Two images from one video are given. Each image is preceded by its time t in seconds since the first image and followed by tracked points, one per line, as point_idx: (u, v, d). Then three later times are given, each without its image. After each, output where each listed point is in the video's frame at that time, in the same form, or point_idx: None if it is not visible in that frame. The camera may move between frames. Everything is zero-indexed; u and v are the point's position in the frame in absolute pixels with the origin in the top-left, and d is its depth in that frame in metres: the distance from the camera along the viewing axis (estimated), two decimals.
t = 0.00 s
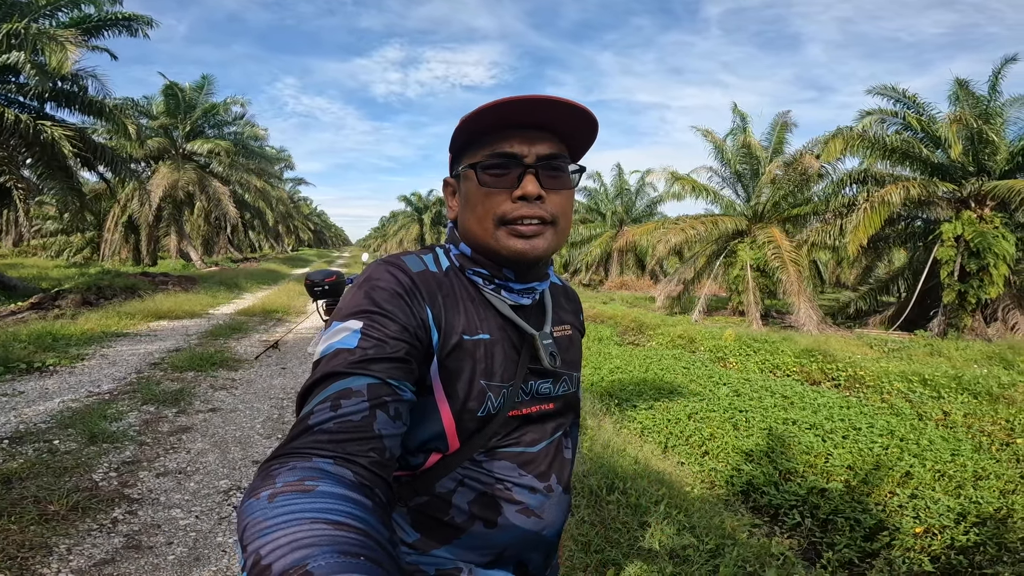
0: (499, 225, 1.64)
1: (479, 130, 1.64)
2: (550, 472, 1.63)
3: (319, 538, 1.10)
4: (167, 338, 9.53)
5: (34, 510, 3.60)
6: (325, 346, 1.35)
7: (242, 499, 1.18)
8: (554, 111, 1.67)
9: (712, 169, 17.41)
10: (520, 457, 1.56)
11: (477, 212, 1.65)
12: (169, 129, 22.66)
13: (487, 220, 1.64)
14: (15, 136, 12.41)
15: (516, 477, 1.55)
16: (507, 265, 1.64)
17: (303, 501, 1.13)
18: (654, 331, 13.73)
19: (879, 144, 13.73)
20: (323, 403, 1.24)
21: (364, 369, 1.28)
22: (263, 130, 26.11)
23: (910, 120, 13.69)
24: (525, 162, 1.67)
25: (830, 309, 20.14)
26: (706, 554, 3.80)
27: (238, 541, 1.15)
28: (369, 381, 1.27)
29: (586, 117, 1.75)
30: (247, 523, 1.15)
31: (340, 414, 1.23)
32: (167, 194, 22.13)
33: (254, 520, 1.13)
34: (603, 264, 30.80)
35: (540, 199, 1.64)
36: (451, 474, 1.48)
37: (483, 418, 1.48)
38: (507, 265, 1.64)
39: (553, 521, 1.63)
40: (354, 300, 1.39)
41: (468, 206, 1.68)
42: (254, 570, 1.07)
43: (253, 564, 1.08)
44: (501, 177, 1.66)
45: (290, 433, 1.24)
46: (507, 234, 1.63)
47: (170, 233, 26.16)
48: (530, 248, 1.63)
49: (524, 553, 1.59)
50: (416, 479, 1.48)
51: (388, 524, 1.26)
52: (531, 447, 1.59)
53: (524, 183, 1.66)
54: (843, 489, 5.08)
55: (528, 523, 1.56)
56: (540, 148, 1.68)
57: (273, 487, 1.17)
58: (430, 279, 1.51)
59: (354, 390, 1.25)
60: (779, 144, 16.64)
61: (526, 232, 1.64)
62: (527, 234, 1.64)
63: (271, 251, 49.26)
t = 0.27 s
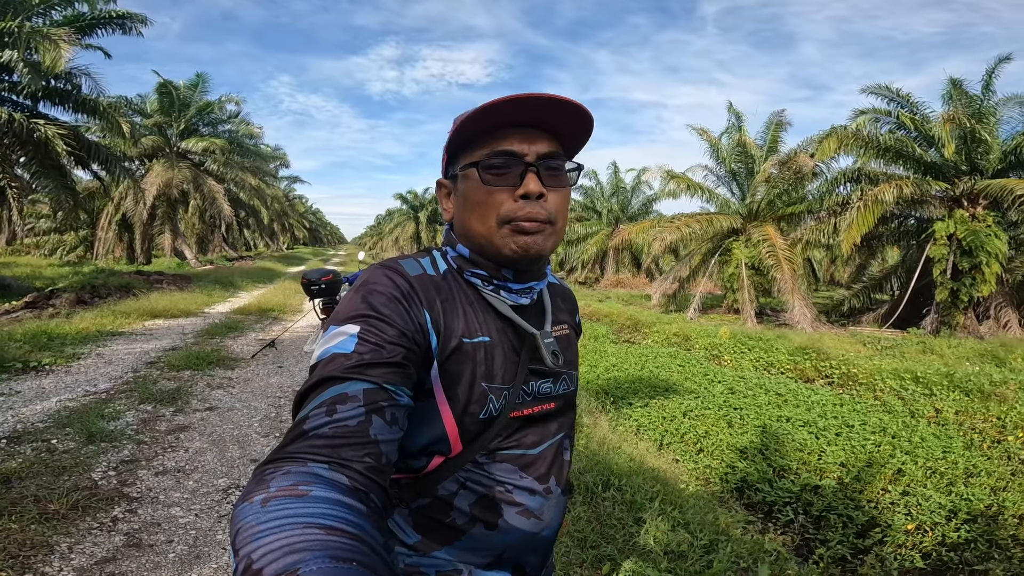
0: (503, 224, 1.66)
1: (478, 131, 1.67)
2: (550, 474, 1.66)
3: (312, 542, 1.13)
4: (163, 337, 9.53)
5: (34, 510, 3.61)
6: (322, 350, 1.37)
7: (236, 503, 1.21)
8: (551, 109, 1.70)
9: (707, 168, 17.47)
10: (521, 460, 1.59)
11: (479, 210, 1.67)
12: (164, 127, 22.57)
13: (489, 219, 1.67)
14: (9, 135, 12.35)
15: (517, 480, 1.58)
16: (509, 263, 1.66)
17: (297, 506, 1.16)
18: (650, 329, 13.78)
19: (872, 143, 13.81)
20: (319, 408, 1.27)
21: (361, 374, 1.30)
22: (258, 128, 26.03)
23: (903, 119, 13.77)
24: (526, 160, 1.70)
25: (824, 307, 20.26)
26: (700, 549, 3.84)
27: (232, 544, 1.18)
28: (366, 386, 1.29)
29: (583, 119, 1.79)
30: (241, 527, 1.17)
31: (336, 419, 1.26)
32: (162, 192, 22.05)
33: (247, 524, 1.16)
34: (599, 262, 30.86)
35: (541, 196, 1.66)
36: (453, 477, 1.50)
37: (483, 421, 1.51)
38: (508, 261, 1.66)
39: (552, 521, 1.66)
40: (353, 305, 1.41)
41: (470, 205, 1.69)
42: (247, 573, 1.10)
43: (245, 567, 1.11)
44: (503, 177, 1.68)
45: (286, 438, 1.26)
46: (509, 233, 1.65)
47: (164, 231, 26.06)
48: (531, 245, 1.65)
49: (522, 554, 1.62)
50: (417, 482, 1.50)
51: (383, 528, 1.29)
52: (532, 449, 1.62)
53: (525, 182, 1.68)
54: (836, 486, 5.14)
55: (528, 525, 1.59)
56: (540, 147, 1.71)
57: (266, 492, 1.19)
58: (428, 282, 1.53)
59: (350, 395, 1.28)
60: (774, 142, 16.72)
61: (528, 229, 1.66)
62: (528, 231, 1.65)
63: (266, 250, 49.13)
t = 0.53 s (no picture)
0: (548, 232, 1.70)
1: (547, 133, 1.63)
2: (560, 470, 1.71)
3: (315, 548, 1.16)
4: (159, 336, 9.51)
5: (38, 507, 3.62)
6: (323, 356, 1.40)
7: (239, 510, 1.24)
8: (609, 128, 1.76)
9: (702, 167, 17.56)
10: (530, 457, 1.63)
11: (530, 215, 1.67)
12: (157, 125, 22.46)
13: (540, 227, 1.68)
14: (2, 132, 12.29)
15: (529, 477, 1.62)
16: (549, 272, 1.72)
17: (299, 512, 1.20)
18: (645, 327, 13.85)
19: (865, 143, 13.92)
20: (320, 414, 1.30)
21: (362, 378, 1.33)
22: (253, 126, 25.95)
23: (896, 119, 13.88)
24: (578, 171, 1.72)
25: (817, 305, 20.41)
26: (696, 541, 3.90)
27: (236, 550, 1.21)
28: (367, 390, 1.33)
29: (624, 138, 1.89)
30: (244, 535, 1.21)
31: (337, 425, 1.29)
32: (155, 190, 21.95)
33: (249, 531, 1.19)
34: (594, 261, 30.94)
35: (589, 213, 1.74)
36: (465, 477, 1.54)
37: (493, 420, 1.54)
38: (540, 272, 1.73)
39: (564, 517, 1.71)
40: (353, 308, 1.43)
41: (520, 207, 1.66)
42: None
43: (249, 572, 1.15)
44: (556, 185, 1.69)
45: (288, 446, 1.30)
46: (555, 243, 1.70)
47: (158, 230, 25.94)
48: (571, 257, 1.74)
49: (536, 552, 1.67)
50: (430, 484, 1.54)
51: (385, 532, 1.33)
52: (541, 445, 1.67)
53: (577, 195, 1.72)
54: (829, 482, 5.21)
55: (542, 522, 1.64)
56: (591, 162, 1.76)
57: (268, 498, 1.23)
58: (430, 282, 1.56)
59: (351, 400, 1.31)
60: (768, 142, 16.82)
61: (572, 242, 1.73)
62: (571, 244, 1.73)
63: (260, 248, 48.99)
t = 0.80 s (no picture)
0: (553, 231, 1.77)
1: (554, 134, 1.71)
2: (559, 471, 1.79)
3: (308, 545, 1.22)
4: (157, 335, 9.53)
5: (48, 504, 3.67)
6: (322, 353, 1.46)
7: (235, 506, 1.30)
8: (612, 132, 1.85)
9: (696, 166, 17.68)
10: (530, 459, 1.71)
11: (536, 213, 1.73)
12: (151, 125, 22.38)
13: (546, 225, 1.75)
14: None
15: (529, 478, 1.70)
16: (552, 269, 1.79)
17: (294, 510, 1.25)
18: (640, 325, 13.95)
19: (857, 142, 14.06)
20: (317, 413, 1.37)
21: (361, 377, 1.39)
22: (247, 125, 25.90)
23: (888, 119, 14.02)
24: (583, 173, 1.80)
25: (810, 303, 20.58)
26: (691, 533, 3.98)
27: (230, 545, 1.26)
28: (365, 389, 1.39)
29: (624, 144, 1.98)
30: (238, 531, 1.26)
31: (334, 424, 1.35)
32: (149, 190, 21.89)
33: (243, 528, 1.24)
34: (589, 260, 31.05)
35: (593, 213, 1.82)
36: (465, 479, 1.62)
37: (492, 420, 1.61)
38: (543, 271, 1.80)
39: (562, 516, 1.80)
40: (354, 307, 1.50)
41: (526, 205, 1.72)
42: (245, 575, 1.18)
43: (243, 569, 1.20)
44: (562, 185, 1.76)
45: (285, 445, 1.36)
46: (559, 242, 1.78)
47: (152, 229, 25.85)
48: (573, 256, 1.81)
49: (537, 552, 1.76)
50: (430, 486, 1.61)
51: (381, 531, 1.39)
52: (540, 447, 1.74)
53: (582, 196, 1.80)
54: (821, 477, 5.31)
55: (542, 522, 1.72)
56: (594, 164, 1.84)
57: (263, 496, 1.28)
58: (430, 281, 1.63)
59: (349, 400, 1.37)
60: (762, 141, 16.96)
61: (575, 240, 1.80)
62: (574, 243, 1.81)
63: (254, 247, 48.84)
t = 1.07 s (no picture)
0: (551, 235, 1.81)
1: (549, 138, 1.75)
2: (564, 475, 1.83)
3: (317, 551, 1.26)
4: (151, 336, 9.52)
5: (52, 505, 3.69)
6: (329, 359, 1.52)
7: (245, 511, 1.34)
8: (610, 134, 1.88)
9: (688, 164, 17.79)
10: (534, 463, 1.75)
11: (533, 217, 1.78)
12: (140, 124, 22.23)
13: (543, 229, 1.80)
14: None
15: (533, 482, 1.74)
16: (551, 272, 1.83)
17: (303, 515, 1.29)
18: (633, 322, 14.05)
19: (846, 140, 14.22)
20: (325, 418, 1.41)
21: (367, 383, 1.44)
22: (237, 125, 25.80)
23: (876, 117, 14.18)
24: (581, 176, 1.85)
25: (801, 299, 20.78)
26: (684, 526, 4.06)
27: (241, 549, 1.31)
28: (372, 395, 1.43)
29: (624, 145, 2.01)
30: (249, 536, 1.30)
31: (342, 429, 1.39)
32: (140, 190, 21.76)
33: (254, 532, 1.29)
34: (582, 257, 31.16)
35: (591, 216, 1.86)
36: (471, 483, 1.66)
37: (496, 425, 1.67)
38: (545, 275, 1.85)
39: (568, 520, 1.84)
40: (360, 313, 1.55)
41: (522, 210, 1.78)
42: None
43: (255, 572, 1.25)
44: (560, 189, 1.81)
45: (294, 450, 1.40)
46: (557, 246, 1.82)
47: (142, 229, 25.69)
48: (573, 259, 1.85)
49: (544, 555, 1.79)
50: (437, 491, 1.65)
51: (388, 534, 1.43)
52: (544, 451, 1.79)
53: (579, 199, 1.84)
54: (812, 471, 5.40)
55: (548, 525, 1.76)
56: (593, 167, 1.88)
57: (272, 501, 1.32)
58: (435, 288, 1.69)
59: (355, 405, 1.42)
60: (752, 139, 17.10)
61: (573, 243, 1.85)
62: (573, 247, 1.85)
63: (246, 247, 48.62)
